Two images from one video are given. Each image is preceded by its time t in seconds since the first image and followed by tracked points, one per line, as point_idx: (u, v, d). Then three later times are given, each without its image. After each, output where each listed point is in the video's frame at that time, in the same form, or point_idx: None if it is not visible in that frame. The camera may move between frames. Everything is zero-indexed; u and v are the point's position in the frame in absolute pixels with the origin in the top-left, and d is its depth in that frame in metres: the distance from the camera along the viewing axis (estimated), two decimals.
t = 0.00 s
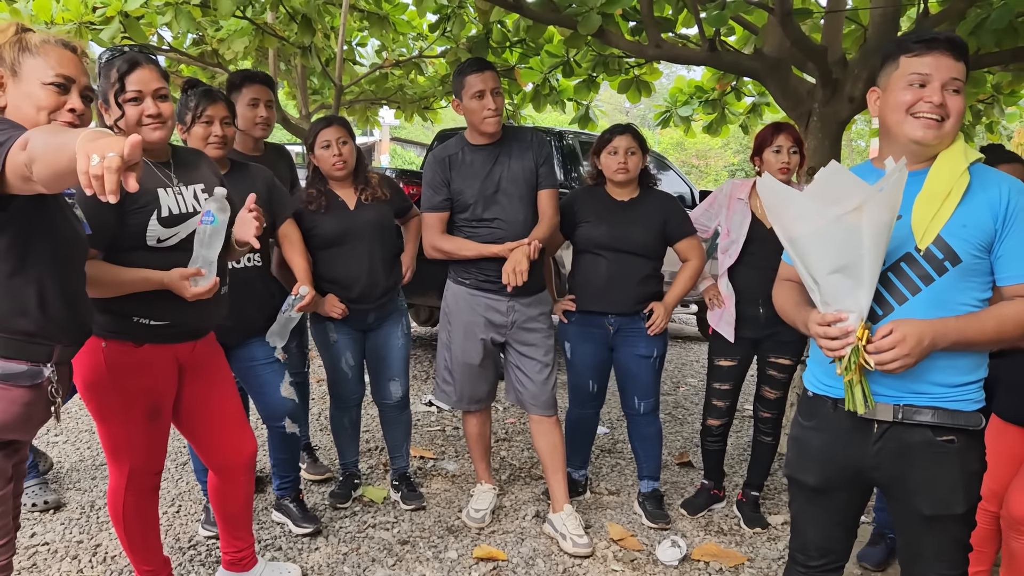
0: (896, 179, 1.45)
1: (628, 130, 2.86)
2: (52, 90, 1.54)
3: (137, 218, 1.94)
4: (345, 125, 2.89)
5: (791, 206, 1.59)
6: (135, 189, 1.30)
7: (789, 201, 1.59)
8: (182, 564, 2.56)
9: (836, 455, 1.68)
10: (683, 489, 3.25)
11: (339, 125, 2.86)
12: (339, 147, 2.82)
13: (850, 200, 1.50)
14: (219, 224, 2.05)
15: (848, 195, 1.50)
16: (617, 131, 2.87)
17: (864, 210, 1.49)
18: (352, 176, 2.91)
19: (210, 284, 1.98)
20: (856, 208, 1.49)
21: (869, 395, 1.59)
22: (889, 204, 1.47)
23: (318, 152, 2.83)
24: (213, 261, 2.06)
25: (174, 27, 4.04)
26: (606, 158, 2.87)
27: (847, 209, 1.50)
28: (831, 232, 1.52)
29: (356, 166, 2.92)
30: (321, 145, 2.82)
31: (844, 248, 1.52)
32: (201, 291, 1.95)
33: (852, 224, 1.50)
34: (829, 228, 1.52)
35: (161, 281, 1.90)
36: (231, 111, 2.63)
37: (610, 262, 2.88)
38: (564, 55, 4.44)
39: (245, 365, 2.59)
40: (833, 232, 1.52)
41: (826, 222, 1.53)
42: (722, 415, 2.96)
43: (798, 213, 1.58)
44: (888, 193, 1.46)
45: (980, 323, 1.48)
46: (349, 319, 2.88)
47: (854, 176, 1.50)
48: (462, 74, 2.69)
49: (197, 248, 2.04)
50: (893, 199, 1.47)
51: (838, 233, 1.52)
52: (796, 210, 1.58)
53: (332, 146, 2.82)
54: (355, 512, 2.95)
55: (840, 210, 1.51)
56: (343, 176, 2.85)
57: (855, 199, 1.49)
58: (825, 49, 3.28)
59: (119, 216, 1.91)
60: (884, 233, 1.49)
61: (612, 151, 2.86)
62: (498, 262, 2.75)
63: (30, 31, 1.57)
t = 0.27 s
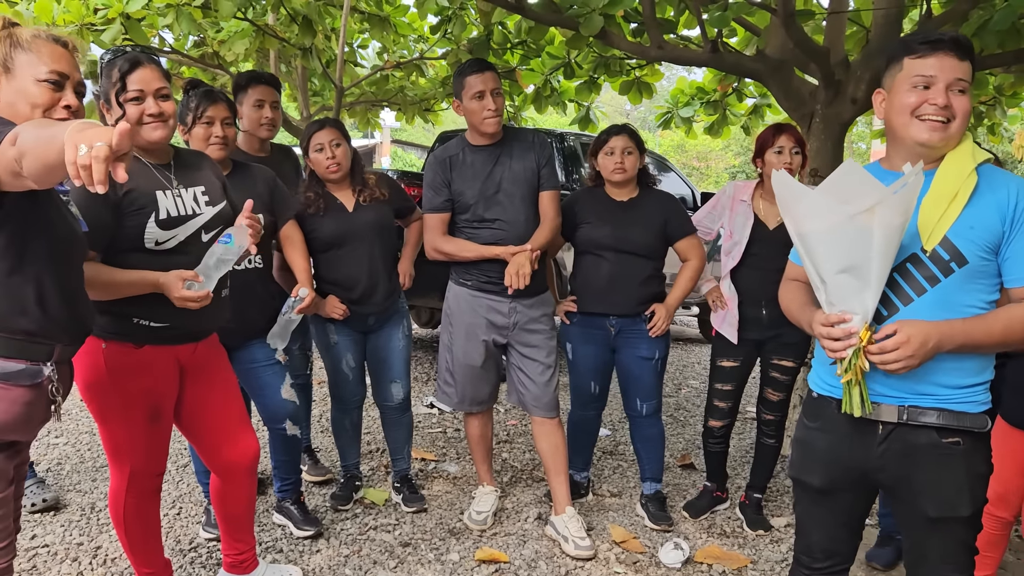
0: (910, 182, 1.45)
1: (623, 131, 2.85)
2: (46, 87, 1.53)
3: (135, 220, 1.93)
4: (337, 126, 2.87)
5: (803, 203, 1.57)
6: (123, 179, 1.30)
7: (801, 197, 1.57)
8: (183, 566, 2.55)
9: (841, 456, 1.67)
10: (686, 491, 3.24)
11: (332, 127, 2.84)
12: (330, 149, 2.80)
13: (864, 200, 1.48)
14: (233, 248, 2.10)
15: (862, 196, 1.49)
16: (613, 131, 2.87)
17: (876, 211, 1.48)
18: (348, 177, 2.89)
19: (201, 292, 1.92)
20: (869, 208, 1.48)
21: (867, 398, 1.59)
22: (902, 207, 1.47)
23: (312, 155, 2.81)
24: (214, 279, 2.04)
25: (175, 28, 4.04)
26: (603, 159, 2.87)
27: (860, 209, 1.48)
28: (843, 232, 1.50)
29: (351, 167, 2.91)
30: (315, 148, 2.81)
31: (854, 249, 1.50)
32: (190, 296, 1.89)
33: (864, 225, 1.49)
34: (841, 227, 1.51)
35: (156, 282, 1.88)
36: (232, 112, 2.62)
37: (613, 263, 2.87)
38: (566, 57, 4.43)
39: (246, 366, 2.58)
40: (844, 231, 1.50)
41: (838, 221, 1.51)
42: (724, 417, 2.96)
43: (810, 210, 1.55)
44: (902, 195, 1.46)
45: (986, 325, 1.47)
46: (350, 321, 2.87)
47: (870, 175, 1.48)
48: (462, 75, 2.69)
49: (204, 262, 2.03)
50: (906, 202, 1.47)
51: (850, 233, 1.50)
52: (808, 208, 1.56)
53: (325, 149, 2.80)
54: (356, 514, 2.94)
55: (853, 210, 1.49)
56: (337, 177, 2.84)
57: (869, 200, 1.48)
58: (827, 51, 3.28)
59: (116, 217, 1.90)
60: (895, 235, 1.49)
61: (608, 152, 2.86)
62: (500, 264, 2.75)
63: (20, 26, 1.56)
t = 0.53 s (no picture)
0: (914, 184, 1.46)
1: (611, 129, 2.86)
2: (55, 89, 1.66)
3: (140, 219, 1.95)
4: (336, 126, 2.87)
5: (806, 203, 1.57)
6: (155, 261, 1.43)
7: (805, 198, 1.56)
8: (187, 564, 2.56)
9: (846, 454, 1.67)
10: (690, 490, 3.24)
11: (330, 126, 2.84)
12: (330, 149, 2.80)
13: (867, 201, 1.49)
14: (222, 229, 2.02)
15: (865, 197, 1.49)
16: (602, 130, 2.86)
17: (880, 213, 1.48)
18: (348, 177, 2.89)
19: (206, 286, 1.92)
20: (873, 210, 1.48)
21: (872, 396, 1.57)
22: (906, 209, 1.47)
23: (312, 155, 2.81)
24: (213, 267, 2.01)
25: (180, 28, 4.05)
26: (593, 158, 2.86)
27: (865, 210, 1.48)
28: (846, 232, 1.50)
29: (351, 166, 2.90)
30: (315, 148, 2.81)
31: (858, 250, 1.50)
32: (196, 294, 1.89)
33: (867, 226, 1.49)
34: (845, 228, 1.50)
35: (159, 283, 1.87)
36: (235, 110, 2.63)
37: (617, 262, 2.86)
38: (569, 57, 4.47)
39: (250, 364, 2.58)
40: (848, 232, 1.50)
41: (842, 222, 1.51)
42: (728, 416, 2.95)
43: (814, 212, 1.55)
44: (907, 196, 1.46)
45: (992, 322, 1.46)
46: (353, 320, 2.87)
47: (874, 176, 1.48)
48: (463, 73, 2.69)
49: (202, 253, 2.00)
50: (909, 203, 1.47)
51: (853, 234, 1.50)
52: (811, 208, 1.56)
53: (324, 148, 2.80)
54: (360, 513, 2.94)
55: (857, 211, 1.49)
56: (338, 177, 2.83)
57: (872, 201, 1.48)
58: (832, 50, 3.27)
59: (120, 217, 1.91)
60: (898, 236, 1.49)
61: (597, 151, 2.85)
62: (503, 262, 2.74)
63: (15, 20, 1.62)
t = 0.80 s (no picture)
0: (898, 184, 1.45)
1: (594, 133, 2.87)
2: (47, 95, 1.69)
3: (154, 221, 1.97)
4: (348, 124, 2.90)
5: (793, 209, 1.56)
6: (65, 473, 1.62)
7: (791, 205, 1.56)
8: (195, 562, 2.57)
9: (852, 453, 1.67)
10: (696, 491, 3.24)
11: (342, 124, 2.86)
12: (343, 146, 2.82)
13: (853, 205, 1.48)
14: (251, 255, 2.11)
15: (851, 201, 1.49)
16: (585, 135, 2.87)
17: (867, 215, 1.48)
18: (357, 175, 2.91)
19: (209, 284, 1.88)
20: (859, 213, 1.48)
21: (877, 397, 1.58)
22: (893, 209, 1.46)
23: (325, 151, 2.83)
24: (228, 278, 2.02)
25: (188, 28, 4.08)
26: (582, 162, 2.86)
27: (851, 214, 1.48)
28: (836, 237, 1.50)
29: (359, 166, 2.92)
30: (327, 144, 2.83)
31: (849, 254, 1.50)
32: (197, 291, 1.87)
33: (856, 230, 1.49)
34: (834, 233, 1.50)
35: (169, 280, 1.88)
36: (243, 109, 2.64)
37: (624, 261, 2.86)
38: (575, 58, 4.42)
39: (257, 364, 2.59)
40: (837, 237, 1.50)
41: (830, 227, 1.51)
42: (734, 416, 2.95)
43: (801, 218, 1.55)
44: (892, 198, 1.45)
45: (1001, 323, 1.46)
46: (359, 320, 2.88)
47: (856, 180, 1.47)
48: (469, 73, 2.70)
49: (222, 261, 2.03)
50: (897, 204, 1.46)
51: (843, 238, 1.50)
52: (798, 214, 1.56)
53: (338, 145, 2.82)
54: (366, 511, 2.95)
55: (843, 215, 1.49)
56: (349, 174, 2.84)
57: (858, 204, 1.48)
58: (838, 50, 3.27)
59: (133, 221, 1.93)
60: (889, 236, 1.49)
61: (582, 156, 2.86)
62: (509, 262, 2.75)
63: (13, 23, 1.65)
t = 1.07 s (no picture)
0: (908, 190, 1.45)
1: (589, 135, 2.87)
2: (43, 132, 1.63)
3: (170, 219, 1.98)
4: (370, 122, 2.93)
5: (805, 210, 1.59)
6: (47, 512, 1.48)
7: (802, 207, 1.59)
8: (207, 560, 2.58)
9: (866, 452, 1.67)
10: (706, 491, 3.24)
11: (365, 121, 2.88)
12: (366, 143, 2.85)
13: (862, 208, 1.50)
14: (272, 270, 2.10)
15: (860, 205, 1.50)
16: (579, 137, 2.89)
17: (875, 220, 1.49)
18: (374, 174, 2.92)
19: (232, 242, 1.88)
20: (867, 218, 1.49)
21: (879, 400, 1.58)
22: (902, 215, 1.47)
23: (346, 146, 2.85)
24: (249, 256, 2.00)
25: (198, 29, 4.09)
26: (582, 163, 2.86)
27: (858, 218, 1.50)
28: (843, 240, 1.53)
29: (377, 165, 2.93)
30: (349, 140, 2.85)
31: (855, 257, 1.52)
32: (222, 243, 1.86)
33: (863, 234, 1.50)
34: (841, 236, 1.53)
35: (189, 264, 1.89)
36: (255, 109, 2.66)
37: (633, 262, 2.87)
38: (583, 58, 4.47)
39: (269, 362, 2.60)
40: (844, 240, 1.53)
41: (837, 230, 1.53)
42: (744, 416, 2.95)
43: (810, 219, 1.58)
44: (900, 204, 1.46)
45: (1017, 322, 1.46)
46: (369, 319, 2.89)
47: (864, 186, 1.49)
48: (480, 73, 2.71)
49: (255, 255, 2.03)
50: (906, 210, 1.47)
51: (850, 241, 1.52)
52: (809, 215, 1.58)
53: (361, 142, 2.84)
54: (377, 510, 2.96)
55: (851, 219, 1.51)
56: (369, 169, 2.86)
57: (866, 208, 1.49)
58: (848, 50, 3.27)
59: (151, 218, 1.95)
60: (898, 242, 1.50)
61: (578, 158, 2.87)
62: (520, 261, 2.75)
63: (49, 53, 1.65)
